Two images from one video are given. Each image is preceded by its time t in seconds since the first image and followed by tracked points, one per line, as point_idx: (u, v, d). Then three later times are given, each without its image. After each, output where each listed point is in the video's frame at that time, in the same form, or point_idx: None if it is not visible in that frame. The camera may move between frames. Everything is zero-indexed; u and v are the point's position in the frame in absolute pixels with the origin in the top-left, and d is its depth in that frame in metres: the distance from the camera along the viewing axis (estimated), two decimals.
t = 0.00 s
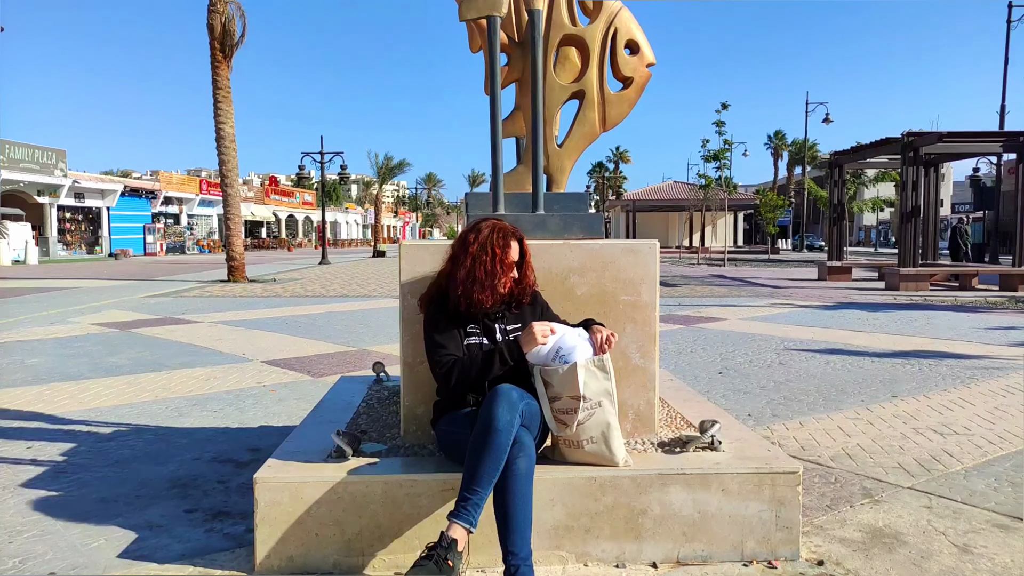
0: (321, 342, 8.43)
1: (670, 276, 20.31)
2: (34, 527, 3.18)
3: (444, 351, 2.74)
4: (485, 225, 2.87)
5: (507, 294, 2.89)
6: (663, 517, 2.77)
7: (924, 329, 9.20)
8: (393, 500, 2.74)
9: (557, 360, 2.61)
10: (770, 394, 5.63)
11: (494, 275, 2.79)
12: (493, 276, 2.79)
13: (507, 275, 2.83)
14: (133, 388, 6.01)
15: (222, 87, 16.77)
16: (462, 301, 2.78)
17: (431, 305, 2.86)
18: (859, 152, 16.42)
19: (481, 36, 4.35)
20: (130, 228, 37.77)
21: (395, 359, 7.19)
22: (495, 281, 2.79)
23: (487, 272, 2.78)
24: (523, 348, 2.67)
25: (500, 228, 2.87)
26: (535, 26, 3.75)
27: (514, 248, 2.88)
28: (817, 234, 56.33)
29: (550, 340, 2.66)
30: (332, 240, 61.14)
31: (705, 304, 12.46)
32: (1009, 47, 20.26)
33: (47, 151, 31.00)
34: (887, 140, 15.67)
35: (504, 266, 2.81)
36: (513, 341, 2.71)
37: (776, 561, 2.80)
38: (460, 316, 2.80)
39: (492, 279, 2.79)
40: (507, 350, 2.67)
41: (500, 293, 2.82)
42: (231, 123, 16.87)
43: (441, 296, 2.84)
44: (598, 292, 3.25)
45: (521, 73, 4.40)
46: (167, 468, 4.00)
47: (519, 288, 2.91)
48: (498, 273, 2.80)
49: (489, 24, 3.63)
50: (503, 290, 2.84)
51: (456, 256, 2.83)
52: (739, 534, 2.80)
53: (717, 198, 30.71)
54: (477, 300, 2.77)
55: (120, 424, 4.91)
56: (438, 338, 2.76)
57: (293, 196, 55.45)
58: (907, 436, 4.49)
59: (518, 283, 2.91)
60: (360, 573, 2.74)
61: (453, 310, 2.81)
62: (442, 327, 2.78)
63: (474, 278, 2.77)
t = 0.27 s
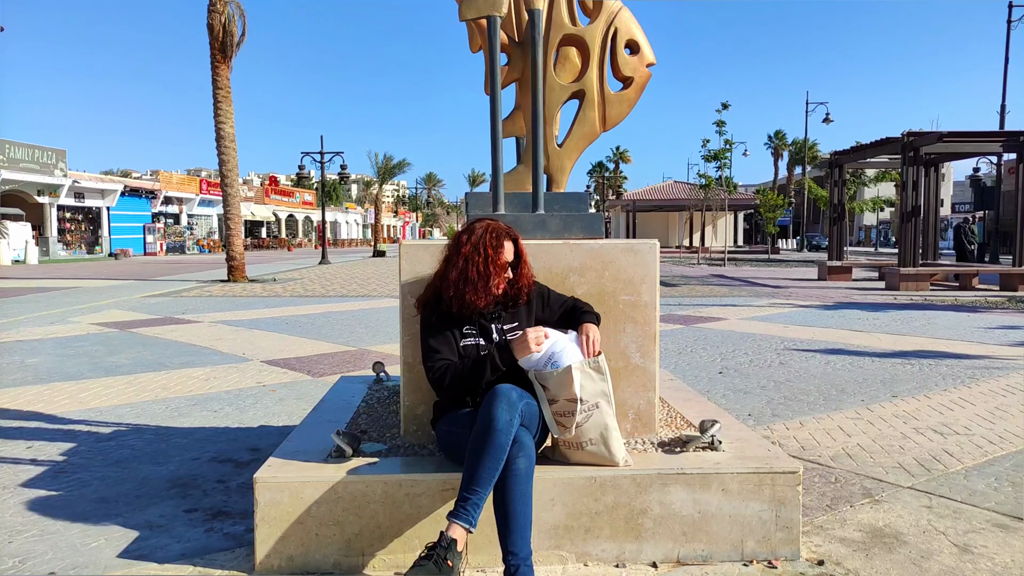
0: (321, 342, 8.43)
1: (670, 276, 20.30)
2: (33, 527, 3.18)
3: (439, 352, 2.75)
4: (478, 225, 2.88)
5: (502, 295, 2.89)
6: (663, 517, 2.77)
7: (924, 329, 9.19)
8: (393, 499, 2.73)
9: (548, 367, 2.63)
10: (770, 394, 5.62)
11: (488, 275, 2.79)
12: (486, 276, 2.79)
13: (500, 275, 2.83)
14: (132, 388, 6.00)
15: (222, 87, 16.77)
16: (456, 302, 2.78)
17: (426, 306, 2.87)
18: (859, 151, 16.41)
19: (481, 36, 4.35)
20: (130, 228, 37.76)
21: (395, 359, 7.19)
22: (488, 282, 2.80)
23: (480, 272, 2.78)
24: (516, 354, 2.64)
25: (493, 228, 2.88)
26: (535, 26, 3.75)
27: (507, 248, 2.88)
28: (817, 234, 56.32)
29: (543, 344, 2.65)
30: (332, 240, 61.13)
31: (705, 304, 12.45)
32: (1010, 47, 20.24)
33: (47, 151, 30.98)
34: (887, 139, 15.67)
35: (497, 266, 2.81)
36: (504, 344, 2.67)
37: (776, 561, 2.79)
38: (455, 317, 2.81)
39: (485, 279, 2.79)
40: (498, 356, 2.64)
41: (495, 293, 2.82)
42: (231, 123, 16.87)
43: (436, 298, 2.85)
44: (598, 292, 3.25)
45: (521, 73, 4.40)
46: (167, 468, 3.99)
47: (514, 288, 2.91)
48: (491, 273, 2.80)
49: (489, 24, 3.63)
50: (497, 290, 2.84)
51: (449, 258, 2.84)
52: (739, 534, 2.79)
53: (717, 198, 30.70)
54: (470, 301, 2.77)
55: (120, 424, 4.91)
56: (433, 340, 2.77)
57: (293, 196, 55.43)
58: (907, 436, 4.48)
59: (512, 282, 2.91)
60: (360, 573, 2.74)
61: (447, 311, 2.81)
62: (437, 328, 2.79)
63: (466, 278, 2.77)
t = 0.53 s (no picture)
0: (321, 342, 8.43)
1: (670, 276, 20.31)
2: (34, 528, 3.18)
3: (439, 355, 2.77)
4: (476, 226, 2.88)
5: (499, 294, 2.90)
6: (663, 517, 2.77)
7: (924, 329, 9.19)
8: (393, 499, 2.74)
9: (548, 354, 2.62)
10: (770, 394, 5.63)
11: (485, 276, 2.80)
12: (483, 276, 2.80)
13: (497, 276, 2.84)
14: (133, 388, 6.01)
15: (222, 87, 16.78)
16: (454, 303, 2.79)
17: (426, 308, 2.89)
18: (859, 152, 16.42)
19: (481, 36, 4.35)
20: (130, 228, 37.77)
21: (396, 359, 7.20)
22: (486, 283, 2.80)
23: (477, 273, 2.79)
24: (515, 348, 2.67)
25: (490, 229, 2.88)
26: (535, 27, 3.75)
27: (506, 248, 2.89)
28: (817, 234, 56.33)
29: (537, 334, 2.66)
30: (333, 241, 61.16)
31: (705, 304, 12.46)
32: (1009, 47, 20.22)
33: (47, 151, 31.01)
34: (887, 140, 15.67)
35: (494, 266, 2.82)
36: (503, 343, 2.71)
37: (776, 561, 2.80)
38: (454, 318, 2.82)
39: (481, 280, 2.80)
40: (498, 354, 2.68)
41: (492, 293, 2.83)
42: (231, 124, 16.88)
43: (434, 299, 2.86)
44: (598, 292, 3.25)
45: (521, 73, 4.40)
46: (168, 469, 4.00)
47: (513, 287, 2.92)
48: (489, 274, 2.80)
49: (489, 24, 3.63)
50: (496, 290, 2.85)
51: (446, 258, 2.85)
52: (739, 534, 2.80)
53: (717, 199, 30.71)
54: (468, 302, 2.78)
55: (120, 424, 4.91)
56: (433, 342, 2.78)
57: (293, 196, 55.45)
58: (907, 436, 4.49)
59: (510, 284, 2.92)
60: (360, 573, 2.74)
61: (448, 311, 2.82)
62: (435, 330, 2.80)
63: (463, 279, 2.78)
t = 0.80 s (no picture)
0: (321, 342, 8.42)
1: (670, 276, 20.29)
2: (33, 527, 3.18)
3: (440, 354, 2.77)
4: (475, 226, 2.89)
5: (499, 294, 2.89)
6: (663, 517, 2.77)
7: (924, 328, 9.19)
8: (393, 499, 2.74)
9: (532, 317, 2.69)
10: (770, 394, 5.62)
11: (485, 275, 2.80)
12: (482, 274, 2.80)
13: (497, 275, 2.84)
14: (132, 388, 6.00)
15: (222, 87, 16.76)
16: (452, 302, 2.80)
17: (426, 308, 2.88)
18: (859, 151, 16.41)
19: (481, 36, 4.35)
20: (130, 227, 37.74)
21: (395, 359, 7.19)
22: (485, 282, 2.80)
23: (476, 273, 2.80)
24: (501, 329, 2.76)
25: (490, 228, 2.88)
26: (535, 26, 3.75)
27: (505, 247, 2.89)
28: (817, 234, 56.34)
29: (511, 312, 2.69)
30: (332, 240, 61.12)
31: (705, 304, 12.45)
32: (1009, 47, 20.21)
33: (47, 151, 30.98)
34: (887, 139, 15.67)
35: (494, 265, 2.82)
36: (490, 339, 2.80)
37: (776, 561, 2.79)
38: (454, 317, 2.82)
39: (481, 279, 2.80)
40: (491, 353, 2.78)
41: (493, 294, 2.82)
42: (231, 123, 16.86)
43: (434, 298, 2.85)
44: (597, 291, 3.25)
45: (521, 73, 4.40)
46: (167, 468, 3.99)
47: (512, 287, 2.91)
48: (488, 273, 2.81)
49: (488, 24, 3.63)
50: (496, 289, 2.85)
51: (445, 257, 2.86)
52: (739, 534, 2.80)
53: (717, 198, 30.69)
54: (467, 301, 2.78)
55: (120, 424, 4.90)
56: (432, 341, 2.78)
57: (293, 196, 55.41)
58: (907, 435, 4.48)
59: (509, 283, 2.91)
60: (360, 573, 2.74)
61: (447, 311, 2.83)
62: (435, 330, 2.80)
63: (462, 278, 2.79)
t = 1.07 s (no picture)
0: (321, 342, 8.42)
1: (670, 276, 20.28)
2: (33, 527, 3.18)
3: (434, 354, 2.80)
4: (462, 227, 2.93)
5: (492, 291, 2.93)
6: (663, 516, 2.77)
7: (924, 328, 9.19)
8: (393, 499, 2.74)
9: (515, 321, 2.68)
10: (770, 394, 5.62)
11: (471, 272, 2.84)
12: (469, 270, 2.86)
13: (487, 271, 2.86)
14: (133, 388, 6.00)
15: (222, 87, 16.76)
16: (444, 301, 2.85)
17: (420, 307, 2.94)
18: (859, 151, 16.41)
19: (481, 36, 4.36)
20: (130, 228, 37.75)
21: (395, 359, 7.19)
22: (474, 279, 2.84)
23: (464, 271, 2.84)
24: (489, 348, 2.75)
25: (476, 227, 2.93)
26: (535, 26, 3.75)
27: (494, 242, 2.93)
28: (817, 234, 56.35)
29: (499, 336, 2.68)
30: (333, 240, 61.11)
31: (705, 304, 12.45)
32: (1010, 47, 20.20)
33: (47, 151, 30.98)
34: (887, 139, 15.67)
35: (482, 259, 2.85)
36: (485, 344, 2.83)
37: (776, 561, 2.79)
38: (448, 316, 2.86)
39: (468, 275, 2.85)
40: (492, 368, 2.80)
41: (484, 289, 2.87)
42: (231, 123, 16.87)
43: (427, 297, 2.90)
44: (598, 292, 3.25)
45: (521, 73, 4.40)
46: (167, 468, 3.99)
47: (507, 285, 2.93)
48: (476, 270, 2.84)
49: (489, 24, 3.63)
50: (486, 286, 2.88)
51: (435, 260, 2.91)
52: (739, 534, 2.80)
53: (717, 198, 30.68)
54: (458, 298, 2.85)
55: (120, 424, 4.91)
56: (426, 342, 2.81)
57: (293, 196, 55.39)
58: (906, 435, 4.49)
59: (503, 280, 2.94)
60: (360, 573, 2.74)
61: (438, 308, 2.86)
62: (429, 333, 2.82)
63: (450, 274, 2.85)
